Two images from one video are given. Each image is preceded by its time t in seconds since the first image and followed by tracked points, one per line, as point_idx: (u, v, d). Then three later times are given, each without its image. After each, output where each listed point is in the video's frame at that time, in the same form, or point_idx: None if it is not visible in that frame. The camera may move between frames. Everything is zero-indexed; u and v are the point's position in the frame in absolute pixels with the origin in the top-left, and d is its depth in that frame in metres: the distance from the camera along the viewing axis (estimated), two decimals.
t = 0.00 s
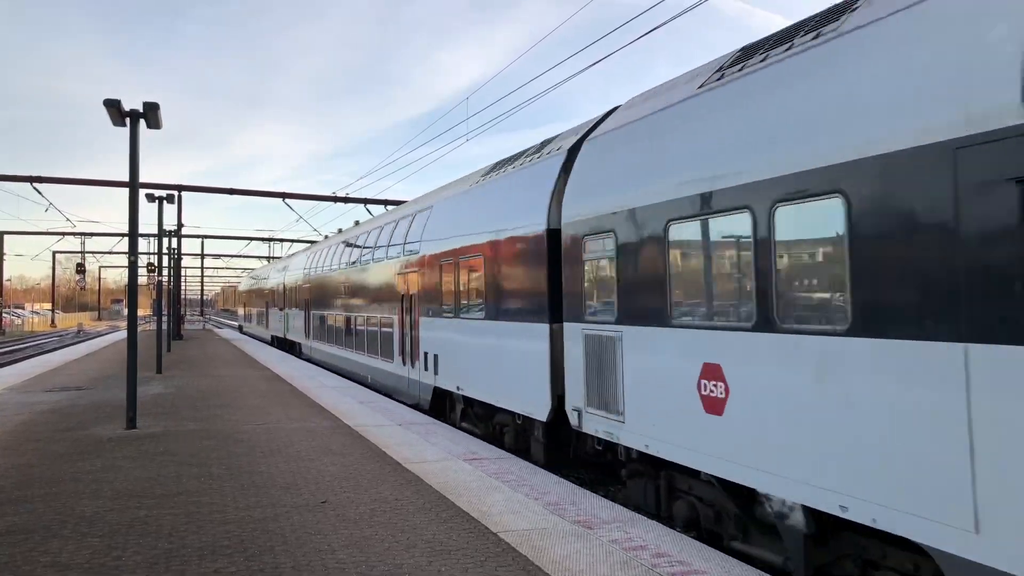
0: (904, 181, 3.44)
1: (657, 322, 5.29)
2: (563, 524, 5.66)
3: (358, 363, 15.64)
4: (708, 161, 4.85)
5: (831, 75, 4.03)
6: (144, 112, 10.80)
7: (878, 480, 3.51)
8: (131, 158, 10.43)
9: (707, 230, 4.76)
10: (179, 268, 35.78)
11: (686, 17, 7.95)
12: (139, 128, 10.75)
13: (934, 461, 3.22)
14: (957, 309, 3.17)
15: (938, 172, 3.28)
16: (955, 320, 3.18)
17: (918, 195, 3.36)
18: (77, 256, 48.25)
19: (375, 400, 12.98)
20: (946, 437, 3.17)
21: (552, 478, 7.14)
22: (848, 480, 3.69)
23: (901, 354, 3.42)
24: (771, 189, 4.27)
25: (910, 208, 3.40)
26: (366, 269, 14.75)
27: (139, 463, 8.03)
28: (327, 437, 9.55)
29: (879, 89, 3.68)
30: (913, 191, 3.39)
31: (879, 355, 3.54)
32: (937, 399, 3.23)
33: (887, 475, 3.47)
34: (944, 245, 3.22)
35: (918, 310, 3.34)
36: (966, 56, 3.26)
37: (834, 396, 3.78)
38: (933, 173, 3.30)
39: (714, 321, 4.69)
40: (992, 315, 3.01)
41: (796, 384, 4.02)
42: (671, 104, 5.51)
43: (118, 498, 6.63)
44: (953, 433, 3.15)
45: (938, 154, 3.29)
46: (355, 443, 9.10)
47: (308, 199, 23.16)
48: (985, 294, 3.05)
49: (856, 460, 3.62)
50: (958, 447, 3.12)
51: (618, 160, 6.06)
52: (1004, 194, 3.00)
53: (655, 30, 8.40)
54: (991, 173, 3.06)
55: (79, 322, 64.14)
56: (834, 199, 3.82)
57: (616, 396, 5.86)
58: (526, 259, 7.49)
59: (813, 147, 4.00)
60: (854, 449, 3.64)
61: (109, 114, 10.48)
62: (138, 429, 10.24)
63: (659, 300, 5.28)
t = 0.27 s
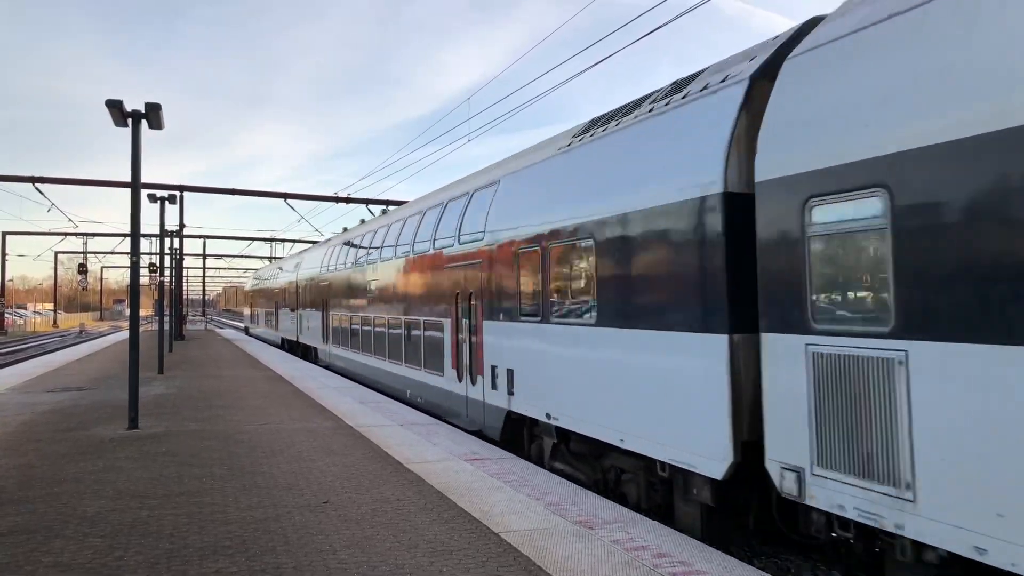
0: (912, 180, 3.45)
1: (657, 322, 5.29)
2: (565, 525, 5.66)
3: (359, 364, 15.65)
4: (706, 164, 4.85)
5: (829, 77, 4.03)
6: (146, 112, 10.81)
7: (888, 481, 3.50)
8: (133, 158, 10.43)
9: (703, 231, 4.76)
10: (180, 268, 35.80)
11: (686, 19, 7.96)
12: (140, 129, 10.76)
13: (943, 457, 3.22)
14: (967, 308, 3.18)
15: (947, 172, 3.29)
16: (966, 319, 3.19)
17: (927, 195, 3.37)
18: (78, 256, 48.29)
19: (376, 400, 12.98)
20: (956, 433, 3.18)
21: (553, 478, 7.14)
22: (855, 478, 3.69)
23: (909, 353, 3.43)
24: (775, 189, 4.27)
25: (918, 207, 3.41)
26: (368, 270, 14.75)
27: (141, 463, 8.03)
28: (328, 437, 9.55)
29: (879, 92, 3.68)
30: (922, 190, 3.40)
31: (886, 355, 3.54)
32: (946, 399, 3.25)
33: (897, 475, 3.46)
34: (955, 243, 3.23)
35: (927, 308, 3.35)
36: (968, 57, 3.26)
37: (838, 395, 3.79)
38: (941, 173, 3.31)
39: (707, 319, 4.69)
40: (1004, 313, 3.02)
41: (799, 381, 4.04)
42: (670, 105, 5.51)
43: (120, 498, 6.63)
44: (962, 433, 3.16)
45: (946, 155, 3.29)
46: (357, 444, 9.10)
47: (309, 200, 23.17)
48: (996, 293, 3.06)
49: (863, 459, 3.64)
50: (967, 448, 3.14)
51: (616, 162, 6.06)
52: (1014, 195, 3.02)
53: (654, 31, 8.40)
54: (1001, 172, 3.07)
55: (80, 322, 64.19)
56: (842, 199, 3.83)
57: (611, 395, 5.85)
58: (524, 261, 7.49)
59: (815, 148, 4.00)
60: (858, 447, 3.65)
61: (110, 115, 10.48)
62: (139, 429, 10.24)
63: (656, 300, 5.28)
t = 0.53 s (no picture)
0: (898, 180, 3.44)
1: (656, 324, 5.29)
2: (566, 525, 5.67)
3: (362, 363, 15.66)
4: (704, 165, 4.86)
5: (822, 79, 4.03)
6: (148, 112, 10.82)
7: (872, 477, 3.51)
8: (135, 159, 10.44)
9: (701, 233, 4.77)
10: (183, 269, 35.84)
11: (687, 17, 7.96)
12: (142, 129, 10.77)
13: (928, 456, 3.22)
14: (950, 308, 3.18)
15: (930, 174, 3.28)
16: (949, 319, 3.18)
17: (913, 194, 3.36)
18: (81, 256, 48.31)
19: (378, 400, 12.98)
20: (939, 431, 3.17)
21: (553, 478, 7.15)
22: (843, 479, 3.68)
23: (894, 354, 3.42)
24: (766, 191, 4.26)
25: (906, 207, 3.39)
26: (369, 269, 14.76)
27: (143, 464, 8.04)
28: (329, 437, 9.57)
29: (869, 93, 3.67)
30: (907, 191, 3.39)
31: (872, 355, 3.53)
32: (928, 399, 3.24)
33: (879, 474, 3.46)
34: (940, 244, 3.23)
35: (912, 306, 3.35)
36: (956, 57, 3.25)
37: (825, 394, 3.80)
38: (927, 173, 3.30)
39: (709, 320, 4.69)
40: (990, 313, 3.01)
41: (788, 381, 4.03)
42: (668, 105, 5.51)
43: (122, 498, 6.64)
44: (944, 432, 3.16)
45: (932, 155, 3.28)
46: (358, 443, 9.11)
47: (311, 200, 23.19)
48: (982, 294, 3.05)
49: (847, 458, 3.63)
50: (949, 447, 3.13)
51: (615, 164, 6.07)
52: (1001, 197, 3.01)
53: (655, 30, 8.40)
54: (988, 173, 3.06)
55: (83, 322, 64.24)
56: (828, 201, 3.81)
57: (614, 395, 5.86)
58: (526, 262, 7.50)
59: (805, 148, 4.00)
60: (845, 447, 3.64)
61: (112, 115, 10.50)
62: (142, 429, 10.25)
63: (655, 304, 5.29)
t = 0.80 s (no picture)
0: (895, 181, 3.43)
1: (658, 324, 5.29)
2: (567, 524, 5.67)
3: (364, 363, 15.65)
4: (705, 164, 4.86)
5: (823, 78, 4.02)
6: (149, 111, 10.82)
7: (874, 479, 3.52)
8: (137, 158, 10.45)
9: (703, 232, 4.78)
10: (185, 268, 35.84)
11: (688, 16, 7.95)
12: (143, 128, 10.77)
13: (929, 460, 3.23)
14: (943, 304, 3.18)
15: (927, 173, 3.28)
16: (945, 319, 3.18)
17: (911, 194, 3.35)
18: (82, 255, 48.30)
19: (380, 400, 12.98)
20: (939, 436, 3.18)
21: (554, 477, 7.15)
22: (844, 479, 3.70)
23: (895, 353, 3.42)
24: (767, 191, 4.27)
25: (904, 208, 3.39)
26: (370, 269, 14.77)
27: (144, 463, 8.05)
28: (331, 436, 9.57)
29: (868, 93, 3.67)
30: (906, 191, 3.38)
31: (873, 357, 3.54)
32: (926, 400, 3.26)
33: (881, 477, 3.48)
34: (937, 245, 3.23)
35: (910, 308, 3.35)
36: (953, 56, 3.25)
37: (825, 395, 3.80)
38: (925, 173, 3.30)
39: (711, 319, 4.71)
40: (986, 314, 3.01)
41: (789, 378, 4.05)
42: (671, 105, 5.51)
43: (123, 497, 6.64)
44: (939, 428, 3.17)
45: (931, 155, 3.28)
46: (359, 443, 9.11)
47: (312, 199, 23.19)
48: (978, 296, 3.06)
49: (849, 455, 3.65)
50: (948, 452, 3.14)
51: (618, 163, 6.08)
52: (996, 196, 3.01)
53: (655, 29, 8.39)
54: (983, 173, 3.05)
55: (84, 321, 64.24)
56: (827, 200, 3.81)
57: (617, 393, 5.88)
58: (527, 261, 7.52)
59: (807, 148, 4.00)
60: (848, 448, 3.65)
61: (113, 115, 10.50)
62: (143, 428, 10.26)
63: (657, 304, 5.29)
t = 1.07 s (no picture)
0: (896, 181, 3.43)
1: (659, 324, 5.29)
2: (566, 523, 5.67)
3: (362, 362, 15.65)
4: (707, 162, 4.87)
5: (829, 79, 4.03)
6: (148, 111, 10.82)
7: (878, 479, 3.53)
8: (136, 157, 10.45)
9: (704, 230, 4.78)
10: (183, 268, 35.84)
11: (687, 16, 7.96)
12: (142, 128, 10.77)
13: (937, 462, 3.24)
14: (950, 304, 3.17)
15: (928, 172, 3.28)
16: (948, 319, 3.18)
17: (911, 193, 3.35)
18: (80, 255, 48.28)
19: (379, 399, 12.98)
20: (949, 439, 3.19)
21: (554, 477, 7.15)
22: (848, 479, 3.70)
23: (899, 353, 3.43)
24: (769, 191, 4.27)
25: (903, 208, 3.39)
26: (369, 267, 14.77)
27: (143, 462, 8.04)
28: (330, 436, 9.56)
29: (873, 94, 3.67)
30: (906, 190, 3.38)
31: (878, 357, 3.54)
32: (936, 402, 3.27)
33: (887, 479, 3.48)
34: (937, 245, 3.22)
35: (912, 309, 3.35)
36: (960, 57, 3.26)
37: (831, 395, 3.81)
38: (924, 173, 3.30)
39: (714, 313, 4.70)
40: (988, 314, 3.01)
41: (793, 379, 4.05)
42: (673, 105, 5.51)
43: (122, 497, 6.63)
44: (953, 432, 3.18)
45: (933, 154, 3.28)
46: (359, 442, 9.11)
47: (311, 199, 23.19)
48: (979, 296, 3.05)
49: (861, 458, 3.63)
50: (959, 455, 3.15)
51: (619, 161, 6.09)
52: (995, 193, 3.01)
53: (656, 30, 8.40)
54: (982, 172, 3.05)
55: (82, 321, 64.24)
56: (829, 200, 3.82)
57: (621, 392, 5.87)
58: (528, 260, 7.51)
59: (810, 148, 4.01)
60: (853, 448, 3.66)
61: (113, 114, 10.50)
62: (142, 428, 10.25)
63: (658, 303, 5.29)
